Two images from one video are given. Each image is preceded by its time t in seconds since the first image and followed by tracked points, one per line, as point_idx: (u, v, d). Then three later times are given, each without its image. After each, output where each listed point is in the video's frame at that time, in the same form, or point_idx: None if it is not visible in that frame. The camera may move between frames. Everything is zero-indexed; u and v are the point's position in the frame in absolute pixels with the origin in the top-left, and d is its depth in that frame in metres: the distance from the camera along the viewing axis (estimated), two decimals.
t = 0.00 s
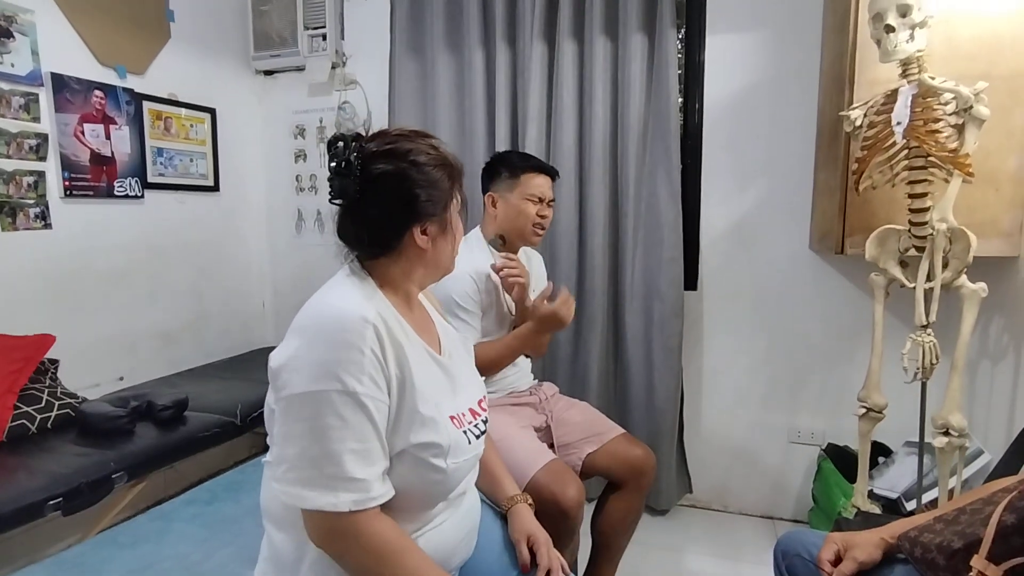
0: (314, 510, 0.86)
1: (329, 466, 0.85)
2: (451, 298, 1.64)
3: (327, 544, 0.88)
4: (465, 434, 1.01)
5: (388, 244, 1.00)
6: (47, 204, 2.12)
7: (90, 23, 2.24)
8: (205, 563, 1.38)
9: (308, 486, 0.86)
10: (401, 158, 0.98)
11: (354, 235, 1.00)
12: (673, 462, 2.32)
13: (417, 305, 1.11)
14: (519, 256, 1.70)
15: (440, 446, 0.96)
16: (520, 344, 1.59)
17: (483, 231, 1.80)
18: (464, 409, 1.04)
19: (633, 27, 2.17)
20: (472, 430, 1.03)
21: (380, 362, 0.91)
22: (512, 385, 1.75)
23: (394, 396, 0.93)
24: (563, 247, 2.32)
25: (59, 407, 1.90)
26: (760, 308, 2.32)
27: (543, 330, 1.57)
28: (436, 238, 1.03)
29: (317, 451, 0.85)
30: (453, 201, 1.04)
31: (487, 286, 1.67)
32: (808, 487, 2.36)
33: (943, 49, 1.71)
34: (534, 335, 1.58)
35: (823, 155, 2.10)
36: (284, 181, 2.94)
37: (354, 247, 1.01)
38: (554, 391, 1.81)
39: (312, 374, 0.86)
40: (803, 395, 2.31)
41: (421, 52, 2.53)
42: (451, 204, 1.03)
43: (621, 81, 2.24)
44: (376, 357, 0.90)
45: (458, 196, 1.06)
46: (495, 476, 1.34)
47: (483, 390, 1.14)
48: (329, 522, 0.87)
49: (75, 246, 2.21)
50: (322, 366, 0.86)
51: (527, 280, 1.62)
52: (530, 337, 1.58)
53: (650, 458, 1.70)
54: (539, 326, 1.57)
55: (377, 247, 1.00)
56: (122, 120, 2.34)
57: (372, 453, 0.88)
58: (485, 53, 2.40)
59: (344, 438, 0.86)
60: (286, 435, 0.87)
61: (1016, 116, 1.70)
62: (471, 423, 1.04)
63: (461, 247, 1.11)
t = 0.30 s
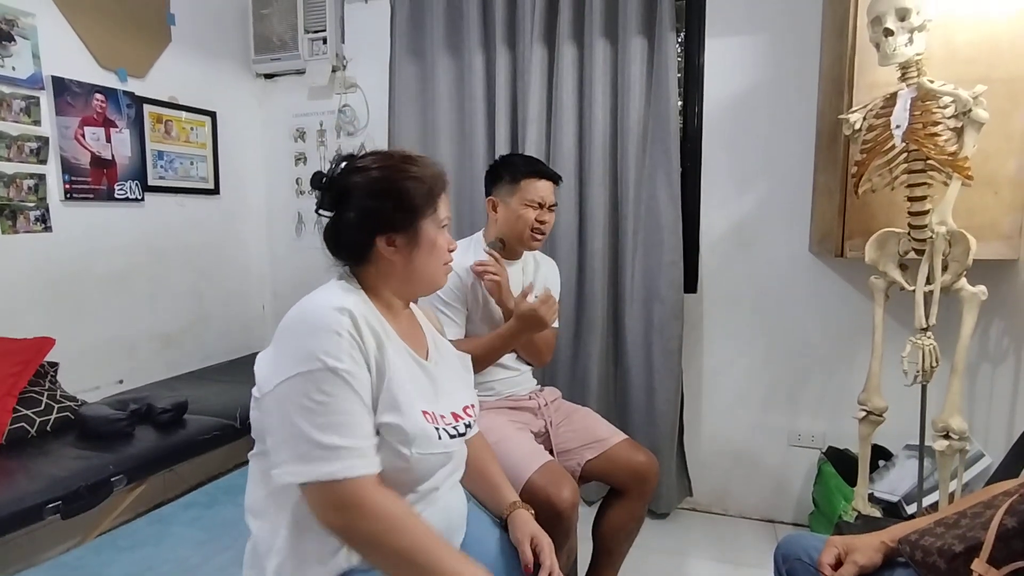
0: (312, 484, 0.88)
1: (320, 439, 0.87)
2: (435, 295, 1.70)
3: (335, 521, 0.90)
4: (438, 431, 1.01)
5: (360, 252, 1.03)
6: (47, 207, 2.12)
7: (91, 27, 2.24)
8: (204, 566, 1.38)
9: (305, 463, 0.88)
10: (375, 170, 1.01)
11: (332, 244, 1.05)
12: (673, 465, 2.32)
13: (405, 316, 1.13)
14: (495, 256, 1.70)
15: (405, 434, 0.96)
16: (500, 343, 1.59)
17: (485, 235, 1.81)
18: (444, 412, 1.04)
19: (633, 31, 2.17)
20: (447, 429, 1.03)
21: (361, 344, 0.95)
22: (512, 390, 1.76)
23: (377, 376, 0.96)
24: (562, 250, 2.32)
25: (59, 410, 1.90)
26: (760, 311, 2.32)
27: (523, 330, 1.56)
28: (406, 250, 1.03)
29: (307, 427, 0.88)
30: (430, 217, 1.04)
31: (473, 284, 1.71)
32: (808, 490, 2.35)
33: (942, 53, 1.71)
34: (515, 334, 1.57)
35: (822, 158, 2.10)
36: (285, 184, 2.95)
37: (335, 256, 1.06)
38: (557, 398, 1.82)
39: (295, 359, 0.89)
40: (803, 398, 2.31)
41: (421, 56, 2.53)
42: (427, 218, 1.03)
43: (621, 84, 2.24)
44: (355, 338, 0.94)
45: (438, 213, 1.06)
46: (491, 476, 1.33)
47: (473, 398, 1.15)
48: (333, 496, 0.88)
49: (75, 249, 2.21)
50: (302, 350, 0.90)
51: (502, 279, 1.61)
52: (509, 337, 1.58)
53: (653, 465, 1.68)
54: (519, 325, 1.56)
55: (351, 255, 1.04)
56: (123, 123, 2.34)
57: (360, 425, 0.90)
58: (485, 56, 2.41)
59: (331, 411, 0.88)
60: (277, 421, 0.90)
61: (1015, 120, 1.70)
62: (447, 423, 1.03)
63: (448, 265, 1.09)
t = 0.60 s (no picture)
0: (378, 437, 0.95)
1: (368, 396, 0.95)
2: (447, 296, 1.66)
3: (403, 460, 0.96)
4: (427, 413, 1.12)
5: (334, 265, 1.11)
6: (47, 208, 2.12)
7: (90, 27, 2.24)
8: (203, 567, 1.37)
9: (364, 422, 0.95)
10: (347, 188, 1.09)
11: (313, 258, 1.14)
12: (673, 466, 2.32)
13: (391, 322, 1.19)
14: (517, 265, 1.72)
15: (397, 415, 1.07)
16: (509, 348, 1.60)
17: (488, 236, 1.81)
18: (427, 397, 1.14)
19: (633, 32, 2.17)
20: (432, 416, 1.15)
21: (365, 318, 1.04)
22: (514, 390, 1.76)
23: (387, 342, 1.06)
24: (562, 250, 2.32)
25: (58, 411, 1.90)
26: (759, 311, 2.32)
27: (531, 338, 1.59)
28: (375, 261, 1.10)
29: (350, 390, 0.95)
30: (397, 228, 1.09)
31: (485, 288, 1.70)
32: (808, 491, 2.35)
33: (942, 53, 1.71)
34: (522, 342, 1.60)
35: (822, 159, 2.10)
36: (285, 185, 2.94)
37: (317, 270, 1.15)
38: (557, 397, 1.82)
39: (312, 345, 0.97)
40: (802, 399, 2.31)
41: (421, 56, 2.53)
42: (395, 231, 1.09)
43: (621, 84, 2.24)
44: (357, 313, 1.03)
45: (408, 226, 1.11)
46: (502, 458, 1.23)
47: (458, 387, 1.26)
48: (396, 441, 0.95)
49: (75, 250, 2.21)
50: (317, 335, 0.98)
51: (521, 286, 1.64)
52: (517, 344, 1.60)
53: (651, 464, 1.69)
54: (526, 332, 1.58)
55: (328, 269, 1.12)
56: (122, 123, 2.34)
57: (398, 374, 0.99)
58: (485, 57, 2.41)
59: (367, 368, 0.96)
60: (318, 402, 0.97)
61: (1016, 120, 1.70)
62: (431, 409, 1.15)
63: (421, 276, 1.14)
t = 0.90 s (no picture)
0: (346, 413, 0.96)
1: (337, 373, 0.96)
2: (451, 295, 1.67)
3: (375, 436, 0.97)
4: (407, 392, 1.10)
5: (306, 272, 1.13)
6: (46, 208, 2.12)
7: (90, 27, 2.24)
8: (202, 567, 1.37)
9: (332, 402, 0.96)
10: (314, 195, 1.11)
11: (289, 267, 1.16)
12: (672, 466, 2.31)
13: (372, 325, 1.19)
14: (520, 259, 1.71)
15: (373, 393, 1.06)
16: (515, 341, 1.59)
17: (487, 237, 1.82)
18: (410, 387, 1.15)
19: (633, 32, 2.17)
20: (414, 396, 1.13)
21: (337, 301, 1.05)
22: (514, 390, 1.76)
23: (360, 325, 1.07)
24: (562, 250, 2.32)
25: (57, 411, 1.90)
26: (759, 312, 2.32)
27: (533, 330, 1.57)
28: (343, 265, 1.10)
29: (319, 368, 0.96)
30: (362, 231, 1.09)
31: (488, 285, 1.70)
32: (808, 491, 2.35)
33: (942, 53, 1.71)
34: (527, 333, 1.58)
35: (822, 159, 2.10)
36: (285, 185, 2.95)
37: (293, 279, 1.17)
38: (557, 398, 1.82)
39: (283, 327, 0.99)
40: (802, 399, 2.31)
41: (421, 56, 2.53)
42: (360, 234, 1.09)
43: (621, 84, 2.24)
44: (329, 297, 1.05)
45: (374, 229, 1.10)
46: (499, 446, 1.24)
47: (448, 386, 1.24)
48: (366, 415, 0.96)
49: (75, 250, 2.21)
50: (288, 317, 0.99)
51: (523, 282, 1.62)
52: (522, 337, 1.58)
53: (652, 465, 1.69)
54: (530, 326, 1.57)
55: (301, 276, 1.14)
56: (122, 123, 2.34)
57: (368, 351, 1.00)
58: (485, 57, 2.41)
59: (336, 346, 0.97)
60: (286, 383, 0.97)
61: (1016, 120, 1.70)
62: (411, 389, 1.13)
63: (392, 278, 1.13)
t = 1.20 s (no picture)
0: (341, 427, 0.95)
1: (331, 384, 0.95)
2: (451, 294, 1.67)
3: (372, 449, 0.96)
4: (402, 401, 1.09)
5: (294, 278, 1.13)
6: (46, 208, 2.12)
7: (89, 28, 2.24)
8: (201, 568, 1.37)
9: (328, 412, 0.95)
10: (291, 198, 1.09)
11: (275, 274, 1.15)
12: (672, 467, 2.31)
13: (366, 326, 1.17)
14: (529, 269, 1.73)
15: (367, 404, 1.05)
16: (513, 338, 1.58)
17: (485, 236, 1.82)
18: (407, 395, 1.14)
19: (632, 32, 2.17)
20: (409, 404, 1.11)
21: (330, 308, 1.05)
22: (514, 390, 1.76)
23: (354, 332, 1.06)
24: (562, 250, 2.31)
25: (56, 412, 1.90)
26: (759, 312, 2.32)
27: (529, 326, 1.56)
28: (329, 267, 1.09)
29: (313, 378, 0.96)
30: (345, 232, 1.08)
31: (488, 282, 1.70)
32: (808, 491, 2.35)
33: (942, 52, 1.71)
34: (526, 329, 1.57)
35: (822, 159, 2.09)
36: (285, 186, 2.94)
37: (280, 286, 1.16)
38: (556, 398, 1.82)
39: (276, 335, 0.98)
40: (802, 399, 2.31)
41: (420, 56, 2.53)
42: (344, 234, 1.08)
43: (620, 84, 2.24)
44: (322, 304, 1.04)
45: (358, 228, 1.09)
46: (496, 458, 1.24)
47: (441, 393, 1.22)
48: (361, 428, 0.95)
49: (74, 250, 2.20)
50: (281, 326, 0.98)
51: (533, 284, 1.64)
52: (521, 334, 1.57)
53: (652, 466, 1.68)
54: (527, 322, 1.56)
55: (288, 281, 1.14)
56: (122, 123, 2.34)
57: (362, 361, 0.99)
58: (484, 57, 2.41)
59: (330, 356, 0.97)
60: (279, 394, 0.97)
61: (1016, 120, 1.69)
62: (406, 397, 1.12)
63: (382, 276, 1.12)
